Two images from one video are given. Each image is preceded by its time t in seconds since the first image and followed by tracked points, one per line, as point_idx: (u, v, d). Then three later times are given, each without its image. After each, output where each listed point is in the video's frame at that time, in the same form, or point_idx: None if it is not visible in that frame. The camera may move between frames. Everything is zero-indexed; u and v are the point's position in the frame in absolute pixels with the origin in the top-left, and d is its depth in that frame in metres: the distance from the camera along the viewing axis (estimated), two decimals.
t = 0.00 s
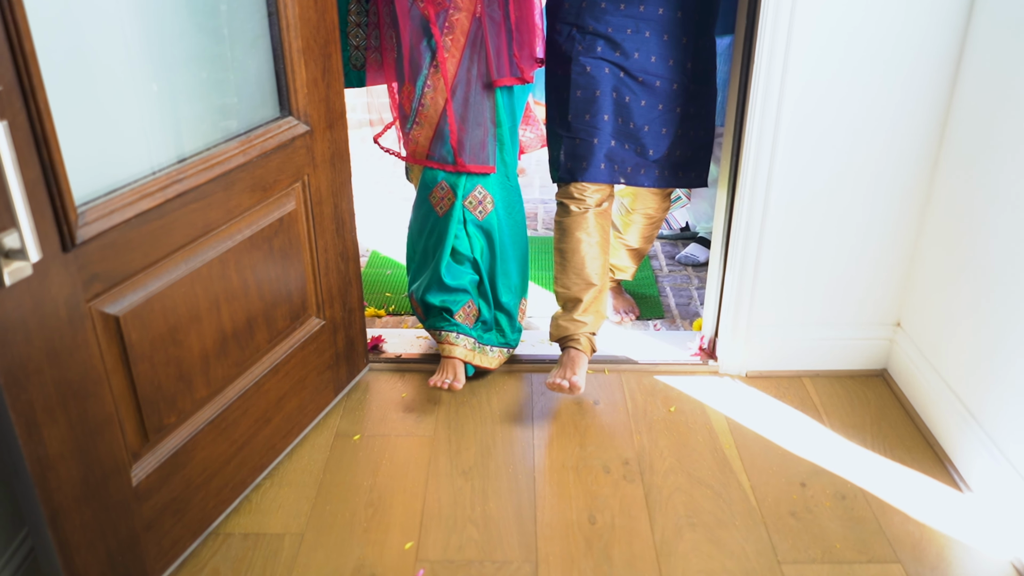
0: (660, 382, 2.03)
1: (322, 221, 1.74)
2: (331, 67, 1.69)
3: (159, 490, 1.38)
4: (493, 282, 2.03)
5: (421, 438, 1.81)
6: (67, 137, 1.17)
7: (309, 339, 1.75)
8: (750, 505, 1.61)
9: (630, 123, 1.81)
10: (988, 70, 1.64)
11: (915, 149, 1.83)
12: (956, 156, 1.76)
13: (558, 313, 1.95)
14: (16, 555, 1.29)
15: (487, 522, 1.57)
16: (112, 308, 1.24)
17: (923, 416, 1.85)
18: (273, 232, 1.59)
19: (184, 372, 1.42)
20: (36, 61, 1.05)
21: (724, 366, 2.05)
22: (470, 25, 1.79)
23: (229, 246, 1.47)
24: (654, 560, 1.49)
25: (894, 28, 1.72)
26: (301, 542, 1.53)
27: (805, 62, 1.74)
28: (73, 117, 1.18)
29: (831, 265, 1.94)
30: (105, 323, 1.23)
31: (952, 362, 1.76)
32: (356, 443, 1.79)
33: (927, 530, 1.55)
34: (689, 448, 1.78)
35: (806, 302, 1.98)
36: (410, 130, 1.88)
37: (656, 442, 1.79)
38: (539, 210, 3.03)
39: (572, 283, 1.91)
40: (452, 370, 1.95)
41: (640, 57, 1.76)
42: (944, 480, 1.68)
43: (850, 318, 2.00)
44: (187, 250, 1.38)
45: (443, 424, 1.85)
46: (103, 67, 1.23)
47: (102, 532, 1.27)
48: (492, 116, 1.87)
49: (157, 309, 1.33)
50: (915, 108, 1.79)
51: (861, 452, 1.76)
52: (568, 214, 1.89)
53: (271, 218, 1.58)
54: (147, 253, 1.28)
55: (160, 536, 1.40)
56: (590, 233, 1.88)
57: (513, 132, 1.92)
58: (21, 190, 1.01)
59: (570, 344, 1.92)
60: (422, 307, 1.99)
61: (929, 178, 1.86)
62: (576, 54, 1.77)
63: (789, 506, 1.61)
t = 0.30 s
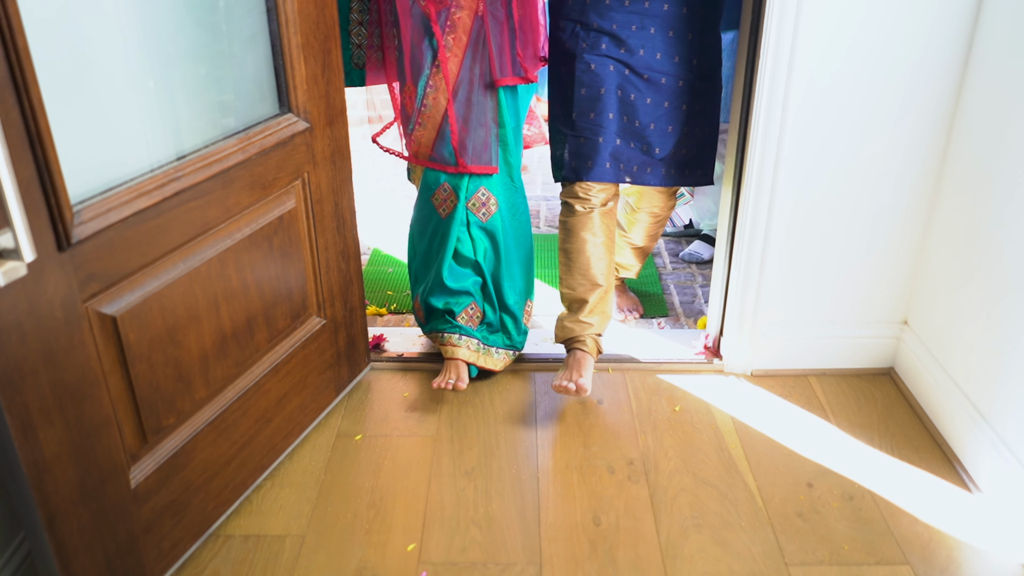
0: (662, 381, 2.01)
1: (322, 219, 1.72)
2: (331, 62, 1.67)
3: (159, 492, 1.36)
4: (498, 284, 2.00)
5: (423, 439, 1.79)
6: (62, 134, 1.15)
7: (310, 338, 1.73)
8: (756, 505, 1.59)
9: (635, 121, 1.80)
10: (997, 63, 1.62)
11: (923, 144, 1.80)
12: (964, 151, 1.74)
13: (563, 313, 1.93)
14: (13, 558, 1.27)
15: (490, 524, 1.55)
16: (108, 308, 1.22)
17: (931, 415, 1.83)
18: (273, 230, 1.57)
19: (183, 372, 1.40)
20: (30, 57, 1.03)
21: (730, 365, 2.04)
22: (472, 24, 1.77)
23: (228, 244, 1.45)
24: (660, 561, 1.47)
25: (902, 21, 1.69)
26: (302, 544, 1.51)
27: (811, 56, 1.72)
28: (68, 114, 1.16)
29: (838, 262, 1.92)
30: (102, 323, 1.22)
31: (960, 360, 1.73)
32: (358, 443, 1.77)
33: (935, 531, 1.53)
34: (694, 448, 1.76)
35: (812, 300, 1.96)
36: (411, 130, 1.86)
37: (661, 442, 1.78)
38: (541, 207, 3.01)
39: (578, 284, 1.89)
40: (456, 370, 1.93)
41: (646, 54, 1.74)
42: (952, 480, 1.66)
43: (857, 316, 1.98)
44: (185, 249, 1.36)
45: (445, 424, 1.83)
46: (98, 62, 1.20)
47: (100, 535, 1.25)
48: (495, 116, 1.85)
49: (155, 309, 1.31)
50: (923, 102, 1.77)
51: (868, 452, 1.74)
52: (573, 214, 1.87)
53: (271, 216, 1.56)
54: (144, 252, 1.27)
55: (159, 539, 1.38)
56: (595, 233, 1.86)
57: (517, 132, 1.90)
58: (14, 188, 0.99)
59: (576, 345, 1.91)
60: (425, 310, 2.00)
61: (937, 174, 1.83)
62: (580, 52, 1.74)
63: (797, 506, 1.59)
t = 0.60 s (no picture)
0: (666, 381, 1.98)
1: (322, 216, 1.70)
2: (330, 58, 1.65)
3: (158, 493, 1.35)
4: (501, 285, 1.98)
5: (425, 438, 1.77)
6: (58, 130, 1.13)
7: (310, 337, 1.71)
8: (761, 505, 1.57)
9: (639, 120, 1.77)
10: (1005, 56, 1.60)
11: (929, 139, 1.78)
12: (972, 146, 1.72)
13: (568, 316, 1.92)
14: (9, 561, 1.26)
15: (493, 524, 1.54)
16: (105, 308, 1.20)
17: (939, 413, 1.81)
18: (272, 227, 1.55)
19: (182, 372, 1.39)
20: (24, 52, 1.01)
21: (734, 363, 2.02)
22: (473, 22, 1.75)
23: (227, 242, 1.44)
24: (665, 561, 1.46)
25: (908, 14, 1.67)
26: (303, 545, 1.50)
27: (816, 51, 1.70)
28: (63, 110, 1.14)
29: (842, 259, 1.90)
30: (99, 323, 1.20)
31: (967, 357, 1.72)
32: (359, 442, 1.76)
33: (943, 531, 1.51)
34: (698, 447, 1.74)
35: (817, 297, 1.94)
36: (411, 129, 1.85)
37: (664, 441, 1.76)
38: (543, 204, 2.99)
39: (582, 286, 1.88)
40: (456, 374, 1.92)
41: (650, 52, 1.72)
42: (961, 480, 1.64)
43: (862, 313, 1.96)
44: (183, 247, 1.34)
45: (447, 424, 1.82)
46: (94, 57, 1.19)
47: (98, 538, 1.23)
48: (496, 115, 1.83)
49: (152, 308, 1.29)
50: (929, 97, 1.75)
51: (874, 450, 1.73)
52: (578, 215, 1.85)
53: (270, 214, 1.54)
54: (141, 250, 1.25)
55: (158, 540, 1.37)
56: (600, 235, 1.85)
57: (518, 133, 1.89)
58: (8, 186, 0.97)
59: (580, 349, 1.90)
60: (427, 312, 1.99)
61: (944, 169, 1.81)
62: (584, 51, 1.72)
63: (803, 506, 1.57)
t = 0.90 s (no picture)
0: (667, 381, 1.96)
1: (322, 214, 1.69)
2: (331, 54, 1.63)
3: (156, 496, 1.33)
4: (502, 288, 1.97)
5: (426, 438, 1.76)
6: (54, 128, 1.11)
7: (310, 336, 1.70)
8: (766, 506, 1.56)
9: (643, 121, 1.75)
10: (1008, 50, 1.58)
11: (932, 135, 1.77)
12: (974, 141, 1.71)
13: (573, 321, 1.92)
14: (6, 566, 1.24)
15: (495, 526, 1.52)
16: (104, 308, 1.19)
17: (944, 412, 1.80)
18: (272, 225, 1.54)
19: (181, 373, 1.37)
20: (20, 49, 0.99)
21: (737, 361, 2.00)
22: (471, 19, 1.73)
23: (226, 241, 1.42)
24: (669, 564, 1.44)
25: (913, 8, 1.65)
26: (303, 548, 1.48)
27: (817, 46, 1.69)
28: (62, 107, 1.12)
29: (845, 256, 1.89)
30: (97, 323, 1.18)
31: (973, 356, 1.70)
32: (359, 442, 1.75)
33: (950, 532, 1.50)
34: (702, 447, 1.73)
35: (820, 294, 1.93)
36: (411, 129, 1.83)
37: (668, 441, 1.75)
38: (544, 200, 2.97)
39: (587, 292, 1.87)
40: (461, 384, 1.88)
41: (653, 51, 1.70)
42: (968, 480, 1.63)
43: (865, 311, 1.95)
44: (182, 246, 1.33)
45: (448, 424, 1.80)
46: (92, 54, 1.17)
47: (96, 542, 1.22)
48: (494, 114, 1.81)
49: (151, 308, 1.27)
50: (932, 92, 1.73)
51: (879, 450, 1.72)
52: (582, 219, 1.84)
53: (270, 212, 1.52)
54: (140, 249, 1.23)
55: (157, 544, 1.35)
56: (604, 239, 1.84)
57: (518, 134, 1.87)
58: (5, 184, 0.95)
59: (585, 355, 1.89)
60: (427, 315, 1.98)
61: (946, 166, 1.80)
62: (586, 52, 1.70)
63: (808, 507, 1.56)
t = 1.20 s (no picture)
0: (667, 382, 1.95)
1: (322, 214, 1.68)
2: (331, 54, 1.62)
3: (154, 501, 1.32)
4: (501, 291, 1.96)
5: (426, 440, 1.75)
6: (53, 129, 1.10)
7: (310, 337, 1.69)
8: (769, 509, 1.56)
9: (645, 125, 1.74)
10: (1008, 50, 1.58)
11: (932, 135, 1.77)
12: (975, 140, 1.70)
13: (576, 330, 1.92)
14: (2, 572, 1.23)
15: (495, 530, 1.52)
16: (102, 310, 1.17)
17: (946, 413, 1.79)
18: (272, 226, 1.53)
19: (179, 376, 1.36)
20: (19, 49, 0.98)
21: (738, 361, 2.00)
22: (468, 20, 1.72)
23: (225, 242, 1.41)
24: (670, 568, 1.44)
25: (915, 8, 1.65)
26: (303, 552, 1.47)
27: (817, 46, 1.68)
28: (61, 107, 1.11)
29: (845, 257, 1.88)
30: (95, 326, 1.17)
31: (975, 359, 1.70)
32: (359, 444, 1.74)
33: (953, 534, 1.50)
34: (703, 448, 1.72)
35: (820, 295, 1.92)
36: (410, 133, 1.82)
37: (669, 442, 1.74)
38: (543, 199, 2.96)
39: (591, 300, 1.88)
40: (462, 392, 1.86)
41: (654, 53, 1.69)
42: (971, 482, 1.63)
43: (865, 311, 1.94)
44: (182, 247, 1.31)
45: (449, 426, 1.80)
46: (91, 53, 1.15)
47: (94, 548, 1.21)
48: (490, 115, 1.79)
49: (150, 311, 1.26)
50: (932, 92, 1.73)
51: (880, 451, 1.71)
52: (585, 227, 1.84)
53: (269, 212, 1.51)
54: (139, 250, 1.22)
55: (155, 549, 1.34)
56: (608, 248, 1.84)
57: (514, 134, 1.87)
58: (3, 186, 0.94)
59: (589, 363, 1.90)
60: (428, 318, 1.98)
61: (946, 166, 1.80)
62: (586, 55, 1.69)
63: (810, 510, 1.55)
